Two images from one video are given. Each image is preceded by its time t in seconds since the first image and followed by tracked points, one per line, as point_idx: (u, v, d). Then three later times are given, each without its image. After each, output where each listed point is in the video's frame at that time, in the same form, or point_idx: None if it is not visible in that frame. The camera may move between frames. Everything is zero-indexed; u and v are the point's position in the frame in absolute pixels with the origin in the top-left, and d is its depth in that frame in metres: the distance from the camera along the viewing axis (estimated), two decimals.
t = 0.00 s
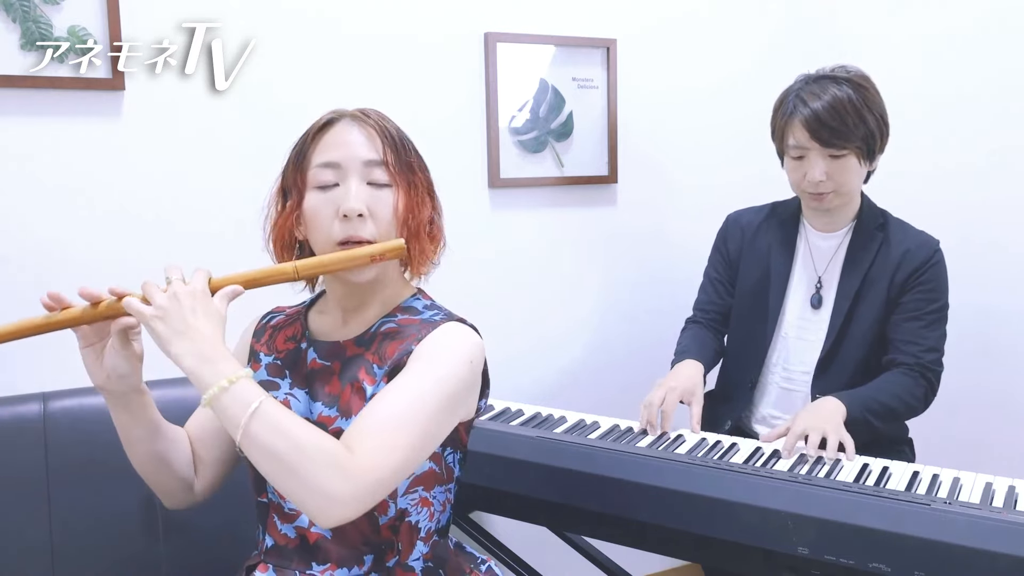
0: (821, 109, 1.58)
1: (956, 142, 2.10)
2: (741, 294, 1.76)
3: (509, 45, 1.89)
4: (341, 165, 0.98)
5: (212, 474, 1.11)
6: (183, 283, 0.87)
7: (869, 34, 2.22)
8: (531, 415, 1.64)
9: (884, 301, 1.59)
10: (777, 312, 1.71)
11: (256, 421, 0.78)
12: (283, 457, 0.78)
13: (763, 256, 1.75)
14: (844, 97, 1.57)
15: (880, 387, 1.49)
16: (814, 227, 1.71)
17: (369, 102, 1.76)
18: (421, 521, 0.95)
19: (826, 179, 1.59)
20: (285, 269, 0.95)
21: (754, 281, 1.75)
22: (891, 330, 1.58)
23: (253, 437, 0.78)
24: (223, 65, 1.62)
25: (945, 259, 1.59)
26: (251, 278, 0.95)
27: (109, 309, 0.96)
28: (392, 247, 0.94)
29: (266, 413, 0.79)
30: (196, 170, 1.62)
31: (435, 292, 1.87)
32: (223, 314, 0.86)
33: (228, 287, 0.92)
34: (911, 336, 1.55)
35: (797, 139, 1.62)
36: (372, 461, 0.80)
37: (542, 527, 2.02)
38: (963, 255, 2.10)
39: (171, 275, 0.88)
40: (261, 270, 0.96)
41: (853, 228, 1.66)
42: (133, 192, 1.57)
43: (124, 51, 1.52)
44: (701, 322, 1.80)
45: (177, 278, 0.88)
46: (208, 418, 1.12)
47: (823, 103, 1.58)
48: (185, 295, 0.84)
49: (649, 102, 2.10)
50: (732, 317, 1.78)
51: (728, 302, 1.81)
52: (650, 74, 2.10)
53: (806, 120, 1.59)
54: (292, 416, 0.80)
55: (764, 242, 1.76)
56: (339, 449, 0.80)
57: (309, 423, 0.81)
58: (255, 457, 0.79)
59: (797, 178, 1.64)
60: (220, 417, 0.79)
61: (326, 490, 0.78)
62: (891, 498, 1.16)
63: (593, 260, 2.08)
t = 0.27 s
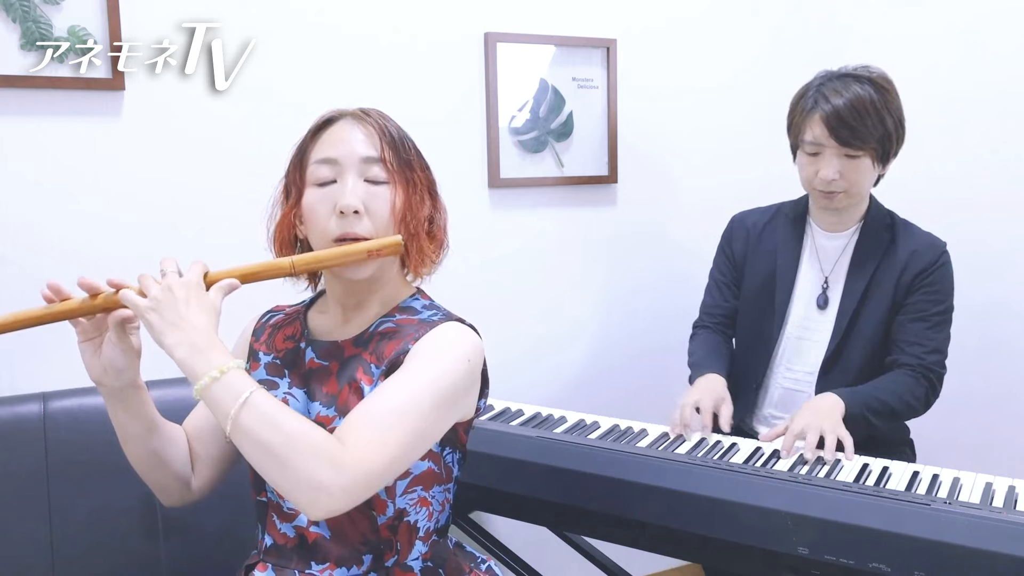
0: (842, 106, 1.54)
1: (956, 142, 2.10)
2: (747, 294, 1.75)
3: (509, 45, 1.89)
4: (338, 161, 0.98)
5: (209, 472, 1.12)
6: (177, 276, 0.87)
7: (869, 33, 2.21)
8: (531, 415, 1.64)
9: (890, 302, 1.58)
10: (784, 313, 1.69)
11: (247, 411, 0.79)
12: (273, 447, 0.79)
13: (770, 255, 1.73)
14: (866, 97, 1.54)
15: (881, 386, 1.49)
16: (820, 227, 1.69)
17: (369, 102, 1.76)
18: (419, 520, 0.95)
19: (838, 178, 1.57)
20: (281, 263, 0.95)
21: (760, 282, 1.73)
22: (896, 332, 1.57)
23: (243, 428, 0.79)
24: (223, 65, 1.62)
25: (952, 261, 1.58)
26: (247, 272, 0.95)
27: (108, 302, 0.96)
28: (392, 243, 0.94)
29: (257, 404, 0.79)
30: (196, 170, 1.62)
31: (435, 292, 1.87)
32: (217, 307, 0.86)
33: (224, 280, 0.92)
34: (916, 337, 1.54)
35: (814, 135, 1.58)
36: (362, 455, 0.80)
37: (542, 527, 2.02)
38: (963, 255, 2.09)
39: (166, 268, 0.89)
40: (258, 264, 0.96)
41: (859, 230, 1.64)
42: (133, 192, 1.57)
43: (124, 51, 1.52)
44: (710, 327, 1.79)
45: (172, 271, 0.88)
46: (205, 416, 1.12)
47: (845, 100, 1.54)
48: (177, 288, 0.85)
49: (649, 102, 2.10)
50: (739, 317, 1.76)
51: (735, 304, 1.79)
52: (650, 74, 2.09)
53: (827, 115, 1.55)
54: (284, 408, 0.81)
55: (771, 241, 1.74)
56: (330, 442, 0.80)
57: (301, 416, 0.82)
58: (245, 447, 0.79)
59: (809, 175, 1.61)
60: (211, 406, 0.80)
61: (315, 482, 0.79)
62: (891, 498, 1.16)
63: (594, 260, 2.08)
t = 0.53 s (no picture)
0: (877, 99, 1.53)
1: (956, 141, 2.10)
2: (752, 297, 1.74)
3: (509, 44, 1.89)
4: (341, 160, 0.98)
5: (206, 472, 1.12)
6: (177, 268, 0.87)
7: (869, 33, 2.21)
8: (531, 415, 1.64)
9: (894, 306, 1.58)
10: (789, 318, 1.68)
11: (244, 402, 0.79)
12: (270, 438, 0.78)
13: (774, 258, 1.72)
14: (898, 95, 1.53)
15: (881, 394, 1.50)
16: (826, 226, 1.67)
17: (369, 102, 1.76)
18: (420, 520, 0.95)
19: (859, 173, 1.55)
20: (281, 260, 0.95)
21: (765, 284, 1.72)
22: (900, 337, 1.57)
23: (240, 419, 0.78)
24: (223, 65, 1.62)
25: (958, 266, 1.58)
26: (247, 268, 0.96)
27: (108, 296, 0.96)
28: (391, 241, 0.94)
29: (254, 395, 0.79)
30: (196, 170, 1.62)
31: (435, 292, 1.87)
32: (217, 300, 0.87)
33: (223, 276, 0.92)
34: (919, 345, 1.54)
35: (842, 125, 1.56)
36: (361, 449, 0.80)
37: (542, 527, 2.02)
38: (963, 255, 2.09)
39: (166, 262, 0.89)
40: (258, 260, 0.96)
41: (864, 233, 1.64)
42: (133, 192, 1.57)
43: (124, 51, 1.52)
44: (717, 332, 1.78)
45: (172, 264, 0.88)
46: (204, 416, 1.12)
47: (878, 93, 1.53)
48: (176, 280, 0.85)
49: (649, 102, 2.10)
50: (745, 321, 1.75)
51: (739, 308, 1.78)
52: (650, 74, 2.10)
53: (860, 105, 1.53)
54: (282, 401, 0.81)
55: (776, 243, 1.73)
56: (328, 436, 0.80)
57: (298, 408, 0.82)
58: (241, 438, 0.79)
59: (829, 165, 1.58)
60: (207, 396, 0.80)
61: (312, 475, 0.79)
62: (892, 498, 1.16)
63: (594, 260, 2.08)
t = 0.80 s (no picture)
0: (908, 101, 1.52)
1: (955, 141, 2.10)
2: (753, 304, 1.73)
3: (509, 44, 1.89)
4: (345, 160, 0.98)
5: (205, 472, 1.11)
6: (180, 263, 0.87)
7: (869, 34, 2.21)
8: (531, 415, 1.64)
9: (893, 314, 1.58)
10: (790, 324, 1.68)
11: (244, 395, 0.79)
12: (270, 431, 0.78)
13: (773, 265, 1.71)
14: (926, 102, 1.54)
15: (878, 402, 1.50)
16: (828, 228, 1.66)
17: (369, 103, 1.76)
18: (420, 520, 0.95)
19: (879, 168, 1.53)
20: (285, 259, 0.95)
21: (766, 290, 1.72)
22: (899, 346, 1.58)
23: (240, 411, 0.78)
24: (223, 65, 1.62)
25: (957, 273, 1.58)
26: (250, 266, 0.95)
27: (111, 292, 0.96)
28: (395, 242, 0.94)
29: (255, 388, 0.79)
30: (196, 169, 1.62)
31: (435, 292, 1.87)
32: (218, 294, 0.87)
33: (226, 272, 0.91)
34: (918, 353, 1.55)
35: (869, 120, 1.54)
36: (361, 445, 0.80)
37: (542, 527, 2.02)
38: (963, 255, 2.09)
39: (169, 257, 0.89)
40: (262, 259, 0.95)
41: (864, 239, 1.63)
42: (133, 192, 1.57)
43: (124, 51, 1.52)
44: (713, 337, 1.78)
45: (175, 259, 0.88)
46: (202, 417, 1.12)
47: (909, 95, 1.52)
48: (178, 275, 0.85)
49: (649, 102, 2.10)
50: (746, 327, 1.75)
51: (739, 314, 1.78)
52: (650, 74, 2.09)
53: (891, 104, 1.52)
54: (282, 395, 0.81)
55: (775, 249, 1.72)
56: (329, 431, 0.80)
57: (298, 401, 0.82)
58: (240, 430, 0.79)
59: (848, 158, 1.56)
60: (207, 388, 0.80)
61: (311, 468, 0.79)
62: (892, 498, 1.16)
63: (594, 260, 2.08)
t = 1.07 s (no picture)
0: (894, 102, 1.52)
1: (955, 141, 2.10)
2: (751, 307, 1.73)
3: (509, 44, 1.89)
4: (345, 163, 0.98)
5: (204, 474, 1.11)
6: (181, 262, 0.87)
7: (869, 34, 2.21)
8: (531, 415, 1.64)
9: (890, 317, 1.58)
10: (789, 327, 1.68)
11: (246, 393, 0.79)
12: (271, 429, 0.78)
13: (769, 270, 1.71)
14: (912, 102, 1.54)
15: (874, 400, 1.50)
16: (822, 232, 1.66)
17: (369, 103, 1.76)
18: (420, 519, 0.95)
19: (870, 172, 1.53)
20: (286, 260, 0.95)
21: (763, 292, 1.71)
22: (897, 347, 1.58)
23: (241, 409, 0.79)
24: (223, 65, 1.62)
25: (954, 272, 1.58)
26: (251, 267, 0.95)
27: (111, 293, 0.96)
28: (396, 244, 0.94)
29: (257, 386, 0.79)
30: (195, 169, 1.62)
31: (434, 292, 1.87)
32: (218, 292, 0.87)
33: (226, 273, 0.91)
34: (915, 354, 1.55)
35: (857, 124, 1.54)
36: (362, 443, 0.80)
37: (542, 527, 2.02)
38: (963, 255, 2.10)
39: (169, 257, 0.89)
40: (263, 260, 0.96)
41: (858, 241, 1.63)
42: (133, 192, 1.57)
43: (124, 51, 1.52)
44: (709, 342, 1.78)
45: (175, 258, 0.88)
46: (200, 419, 1.12)
47: (896, 97, 1.52)
48: (178, 273, 0.85)
49: (649, 102, 2.10)
50: (745, 330, 1.75)
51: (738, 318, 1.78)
52: (650, 74, 2.09)
53: (879, 107, 1.52)
54: (283, 392, 0.81)
55: (771, 254, 1.72)
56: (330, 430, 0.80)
57: (298, 399, 0.82)
58: (242, 427, 0.79)
59: (839, 163, 1.56)
60: (209, 385, 0.80)
61: (312, 466, 0.79)
62: (892, 498, 1.16)
63: (594, 259, 2.08)
